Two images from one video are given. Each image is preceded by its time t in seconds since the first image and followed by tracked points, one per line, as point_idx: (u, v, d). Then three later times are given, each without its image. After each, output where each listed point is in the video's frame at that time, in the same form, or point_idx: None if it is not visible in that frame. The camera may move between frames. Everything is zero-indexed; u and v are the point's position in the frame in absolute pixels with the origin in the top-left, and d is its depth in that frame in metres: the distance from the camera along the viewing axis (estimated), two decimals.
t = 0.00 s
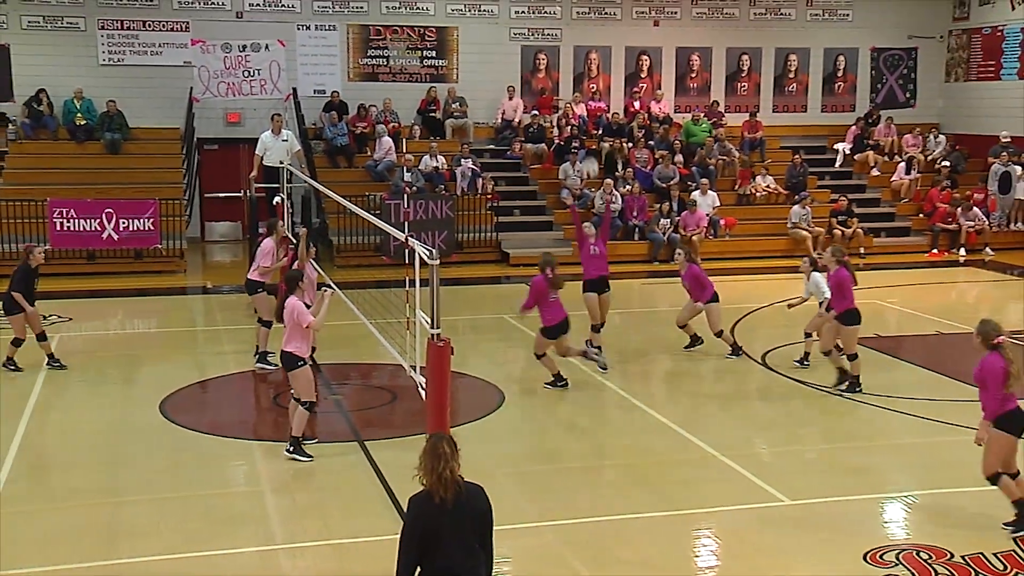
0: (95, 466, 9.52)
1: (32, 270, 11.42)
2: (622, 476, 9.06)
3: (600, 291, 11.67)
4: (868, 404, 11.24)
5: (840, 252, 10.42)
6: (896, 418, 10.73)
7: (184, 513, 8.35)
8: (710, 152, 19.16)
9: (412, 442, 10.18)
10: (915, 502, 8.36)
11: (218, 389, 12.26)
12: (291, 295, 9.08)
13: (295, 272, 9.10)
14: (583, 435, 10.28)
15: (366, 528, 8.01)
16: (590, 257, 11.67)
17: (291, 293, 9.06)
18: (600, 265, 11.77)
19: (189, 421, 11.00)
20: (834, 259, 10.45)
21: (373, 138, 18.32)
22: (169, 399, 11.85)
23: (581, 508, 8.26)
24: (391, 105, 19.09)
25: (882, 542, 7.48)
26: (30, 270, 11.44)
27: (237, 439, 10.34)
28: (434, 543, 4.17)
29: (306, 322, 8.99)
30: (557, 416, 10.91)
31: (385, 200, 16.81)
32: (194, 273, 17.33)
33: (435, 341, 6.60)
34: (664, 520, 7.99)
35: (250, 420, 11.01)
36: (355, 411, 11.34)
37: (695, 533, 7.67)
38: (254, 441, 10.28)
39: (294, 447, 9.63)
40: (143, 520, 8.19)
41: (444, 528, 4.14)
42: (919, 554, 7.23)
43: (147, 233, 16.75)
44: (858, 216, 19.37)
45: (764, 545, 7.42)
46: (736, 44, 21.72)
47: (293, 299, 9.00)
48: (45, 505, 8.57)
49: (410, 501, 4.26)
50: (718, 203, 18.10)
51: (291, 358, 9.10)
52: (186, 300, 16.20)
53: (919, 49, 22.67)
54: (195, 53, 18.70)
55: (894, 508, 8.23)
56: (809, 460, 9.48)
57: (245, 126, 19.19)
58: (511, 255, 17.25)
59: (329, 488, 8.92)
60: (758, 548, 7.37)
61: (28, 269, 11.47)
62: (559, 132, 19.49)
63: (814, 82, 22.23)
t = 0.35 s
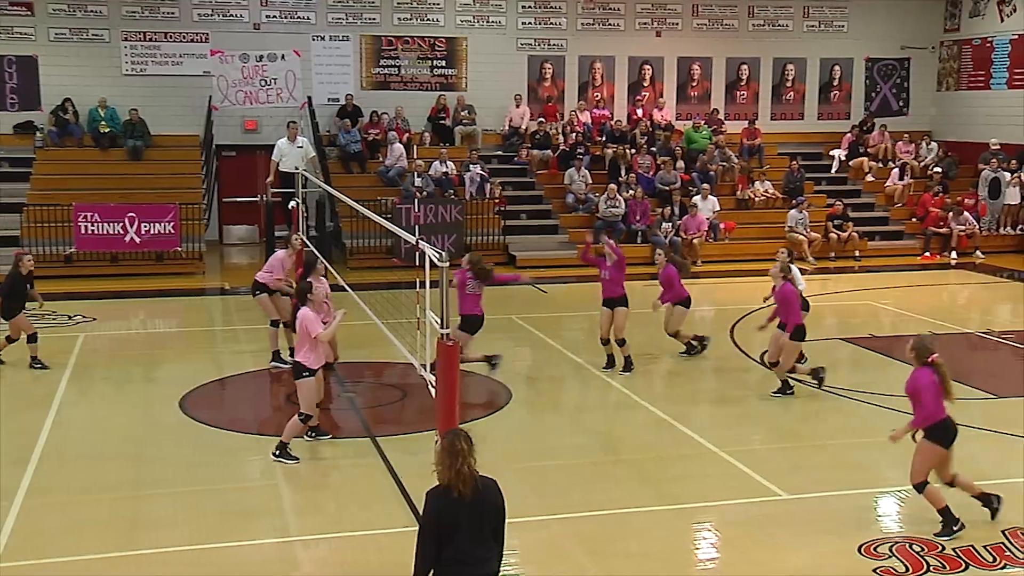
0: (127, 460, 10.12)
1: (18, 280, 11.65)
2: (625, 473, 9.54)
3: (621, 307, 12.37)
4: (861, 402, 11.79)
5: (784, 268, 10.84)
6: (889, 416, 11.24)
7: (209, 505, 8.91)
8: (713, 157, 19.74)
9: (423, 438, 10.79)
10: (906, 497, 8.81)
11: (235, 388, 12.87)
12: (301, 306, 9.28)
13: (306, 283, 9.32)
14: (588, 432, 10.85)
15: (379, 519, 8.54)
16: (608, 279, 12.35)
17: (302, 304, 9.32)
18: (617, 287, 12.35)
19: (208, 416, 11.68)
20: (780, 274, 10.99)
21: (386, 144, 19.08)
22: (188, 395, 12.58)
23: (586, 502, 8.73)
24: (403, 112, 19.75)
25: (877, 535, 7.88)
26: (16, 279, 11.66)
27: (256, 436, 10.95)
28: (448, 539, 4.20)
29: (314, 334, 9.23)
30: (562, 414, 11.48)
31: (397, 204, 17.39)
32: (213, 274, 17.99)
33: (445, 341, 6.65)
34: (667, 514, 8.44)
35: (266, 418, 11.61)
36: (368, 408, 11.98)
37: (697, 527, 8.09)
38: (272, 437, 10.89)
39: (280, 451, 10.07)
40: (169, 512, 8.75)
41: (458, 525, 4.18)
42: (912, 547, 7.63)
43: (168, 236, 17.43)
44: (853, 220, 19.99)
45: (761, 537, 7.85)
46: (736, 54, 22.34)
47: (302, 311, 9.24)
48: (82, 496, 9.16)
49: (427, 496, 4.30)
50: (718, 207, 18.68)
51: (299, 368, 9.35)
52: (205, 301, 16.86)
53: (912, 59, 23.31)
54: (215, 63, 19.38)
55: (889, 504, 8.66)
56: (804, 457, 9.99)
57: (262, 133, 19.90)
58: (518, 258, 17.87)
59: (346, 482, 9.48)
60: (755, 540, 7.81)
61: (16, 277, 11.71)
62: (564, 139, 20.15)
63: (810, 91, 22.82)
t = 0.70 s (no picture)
0: (203, 451, 10.75)
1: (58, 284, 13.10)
2: (675, 468, 9.94)
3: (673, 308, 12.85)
4: (909, 401, 12.10)
5: (776, 277, 10.58)
6: (937, 415, 11.53)
7: (275, 495, 9.43)
8: (762, 163, 20.34)
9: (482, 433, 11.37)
10: (955, 495, 9.01)
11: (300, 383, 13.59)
12: (374, 306, 9.56)
13: (378, 284, 9.55)
14: (638, 431, 11.25)
15: (435, 512, 8.95)
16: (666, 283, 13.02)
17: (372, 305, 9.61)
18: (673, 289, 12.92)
19: (276, 409, 12.40)
20: (775, 280, 10.73)
21: (445, 149, 19.71)
22: (256, 388, 13.34)
23: (637, 497, 9.10)
24: (463, 120, 20.58)
25: (924, 533, 8.05)
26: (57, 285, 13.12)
27: (324, 428, 11.60)
28: (505, 533, 4.43)
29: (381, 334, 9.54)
30: (614, 414, 11.94)
31: (457, 208, 18.13)
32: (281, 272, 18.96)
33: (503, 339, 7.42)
34: (715, 509, 8.75)
35: (331, 412, 12.27)
36: (428, 404, 12.64)
37: (743, 523, 8.35)
38: (340, 430, 11.54)
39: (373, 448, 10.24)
40: (236, 501, 9.27)
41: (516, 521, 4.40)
42: (958, 546, 7.76)
43: (238, 237, 18.26)
44: (902, 225, 20.33)
45: (808, 532, 8.12)
46: (786, 62, 22.76)
47: (372, 312, 9.53)
48: (160, 483, 9.77)
49: (483, 490, 4.51)
50: (769, 211, 19.34)
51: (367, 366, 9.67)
52: (273, 299, 17.70)
53: (961, 67, 23.57)
54: (284, 73, 20.25)
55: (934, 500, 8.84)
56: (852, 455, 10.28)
57: (327, 139, 20.69)
58: (572, 259, 18.58)
59: (406, 476, 9.94)
60: (802, 534, 8.08)
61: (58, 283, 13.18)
62: (618, 145, 20.79)
63: (860, 98, 23.23)
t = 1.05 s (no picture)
0: (288, 440, 11.46)
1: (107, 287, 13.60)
2: (736, 463, 10.48)
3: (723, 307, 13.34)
4: (964, 403, 12.62)
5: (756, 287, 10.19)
6: (992, 418, 12.00)
7: (353, 485, 10.03)
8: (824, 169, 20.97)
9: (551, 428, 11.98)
10: (1009, 496, 9.44)
11: (372, 377, 14.37)
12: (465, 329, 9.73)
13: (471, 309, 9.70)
14: (698, 429, 11.73)
15: (505, 503, 9.51)
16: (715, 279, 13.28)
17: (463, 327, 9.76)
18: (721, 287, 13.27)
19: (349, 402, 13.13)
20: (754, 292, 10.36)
21: (513, 155, 20.54)
22: (330, 383, 14.10)
23: (700, 490, 9.60)
24: (531, 127, 21.38)
25: (978, 532, 8.49)
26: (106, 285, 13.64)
27: (397, 421, 12.30)
28: (569, 520, 4.84)
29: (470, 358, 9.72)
30: (676, 412, 12.44)
31: (524, 211, 18.94)
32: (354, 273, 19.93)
33: (568, 339, 8.12)
34: (775, 503, 9.23)
35: (402, 406, 12.98)
36: (495, 399, 13.37)
37: (802, 518, 8.82)
38: (412, 422, 12.23)
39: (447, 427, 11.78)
40: (317, 490, 9.89)
41: (579, 508, 4.81)
42: (1012, 545, 8.21)
43: (316, 238, 19.20)
44: (959, 230, 20.70)
45: (865, 528, 8.59)
46: (845, 71, 23.30)
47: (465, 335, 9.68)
48: (249, 470, 10.49)
49: (551, 481, 4.96)
50: (827, 215, 19.91)
51: (446, 387, 9.82)
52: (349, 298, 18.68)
53: (1021, 75, 23.84)
54: (359, 82, 21.38)
55: (989, 500, 9.31)
56: (908, 453, 10.75)
57: (401, 145, 21.86)
58: (635, 261, 19.21)
59: (475, 469, 10.49)
60: (859, 529, 8.55)
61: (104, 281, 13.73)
62: (680, 150, 21.44)
63: (919, 105, 23.65)
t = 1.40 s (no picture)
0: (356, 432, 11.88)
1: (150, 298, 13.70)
2: (792, 463, 10.71)
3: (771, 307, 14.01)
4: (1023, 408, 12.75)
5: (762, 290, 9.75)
6: None
7: (414, 479, 10.39)
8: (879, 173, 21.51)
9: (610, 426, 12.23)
10: None
11: (432, 374, 14.78)
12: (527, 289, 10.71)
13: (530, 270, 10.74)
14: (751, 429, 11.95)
15: (564, 498, 9.80)
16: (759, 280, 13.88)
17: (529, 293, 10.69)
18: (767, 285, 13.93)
19: (411, 400, 13.47)
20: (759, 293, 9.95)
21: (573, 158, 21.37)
22: (392, 379, 14.52)
23: (756, 489, 9.86)
24: (592, 132, 23.26)
25: None
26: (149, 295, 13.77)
27: (459, 418, 12.64)
28: (625, 514, 5.26)
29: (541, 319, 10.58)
30: (732, 412, 12.64)
31: (583, 213, 19.48)
32: (419, 274, 20.62)
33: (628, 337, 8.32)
34: (830, 504, 9.47)
35: (462, 403, 13.30)
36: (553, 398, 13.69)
37: (857, 519, 9.07)
38: (473, 420, 12.54)
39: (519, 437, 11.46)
40: (378, 482, 10.24)
41: (637, 503, 5.23)
42: None
43: (380, 239, 19.79)
44: (1017, 233, 20.91)
45: (919, 531, 8.80)
46: (902, 77, 25.07)
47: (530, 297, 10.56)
48: (315, 462, 10.89)
49: (610, 476, 5.37)
50: (883, 219, 20.26)
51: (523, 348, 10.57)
52: (411, 298, 19.27)
53: None
54: (426, 88, 23.96)
55: None
56: (965, 458, 10.94)
57: (464, 149, 24.25)
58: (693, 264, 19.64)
59: (531, 466, 10.78)
60: (914, 532, 8.77)
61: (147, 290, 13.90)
62: (739, 154, 22.27)
63: (976, 109, 25.30)
